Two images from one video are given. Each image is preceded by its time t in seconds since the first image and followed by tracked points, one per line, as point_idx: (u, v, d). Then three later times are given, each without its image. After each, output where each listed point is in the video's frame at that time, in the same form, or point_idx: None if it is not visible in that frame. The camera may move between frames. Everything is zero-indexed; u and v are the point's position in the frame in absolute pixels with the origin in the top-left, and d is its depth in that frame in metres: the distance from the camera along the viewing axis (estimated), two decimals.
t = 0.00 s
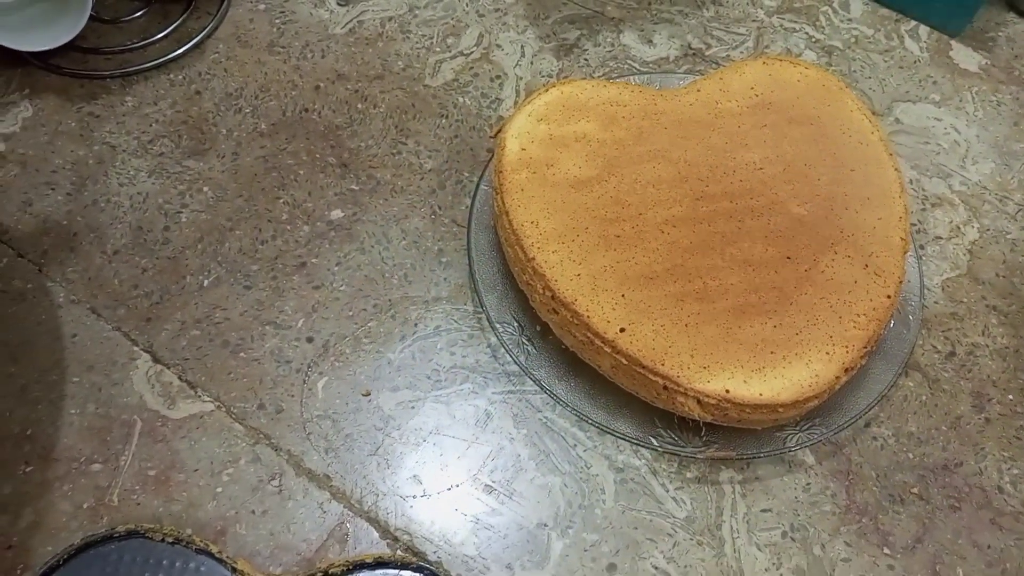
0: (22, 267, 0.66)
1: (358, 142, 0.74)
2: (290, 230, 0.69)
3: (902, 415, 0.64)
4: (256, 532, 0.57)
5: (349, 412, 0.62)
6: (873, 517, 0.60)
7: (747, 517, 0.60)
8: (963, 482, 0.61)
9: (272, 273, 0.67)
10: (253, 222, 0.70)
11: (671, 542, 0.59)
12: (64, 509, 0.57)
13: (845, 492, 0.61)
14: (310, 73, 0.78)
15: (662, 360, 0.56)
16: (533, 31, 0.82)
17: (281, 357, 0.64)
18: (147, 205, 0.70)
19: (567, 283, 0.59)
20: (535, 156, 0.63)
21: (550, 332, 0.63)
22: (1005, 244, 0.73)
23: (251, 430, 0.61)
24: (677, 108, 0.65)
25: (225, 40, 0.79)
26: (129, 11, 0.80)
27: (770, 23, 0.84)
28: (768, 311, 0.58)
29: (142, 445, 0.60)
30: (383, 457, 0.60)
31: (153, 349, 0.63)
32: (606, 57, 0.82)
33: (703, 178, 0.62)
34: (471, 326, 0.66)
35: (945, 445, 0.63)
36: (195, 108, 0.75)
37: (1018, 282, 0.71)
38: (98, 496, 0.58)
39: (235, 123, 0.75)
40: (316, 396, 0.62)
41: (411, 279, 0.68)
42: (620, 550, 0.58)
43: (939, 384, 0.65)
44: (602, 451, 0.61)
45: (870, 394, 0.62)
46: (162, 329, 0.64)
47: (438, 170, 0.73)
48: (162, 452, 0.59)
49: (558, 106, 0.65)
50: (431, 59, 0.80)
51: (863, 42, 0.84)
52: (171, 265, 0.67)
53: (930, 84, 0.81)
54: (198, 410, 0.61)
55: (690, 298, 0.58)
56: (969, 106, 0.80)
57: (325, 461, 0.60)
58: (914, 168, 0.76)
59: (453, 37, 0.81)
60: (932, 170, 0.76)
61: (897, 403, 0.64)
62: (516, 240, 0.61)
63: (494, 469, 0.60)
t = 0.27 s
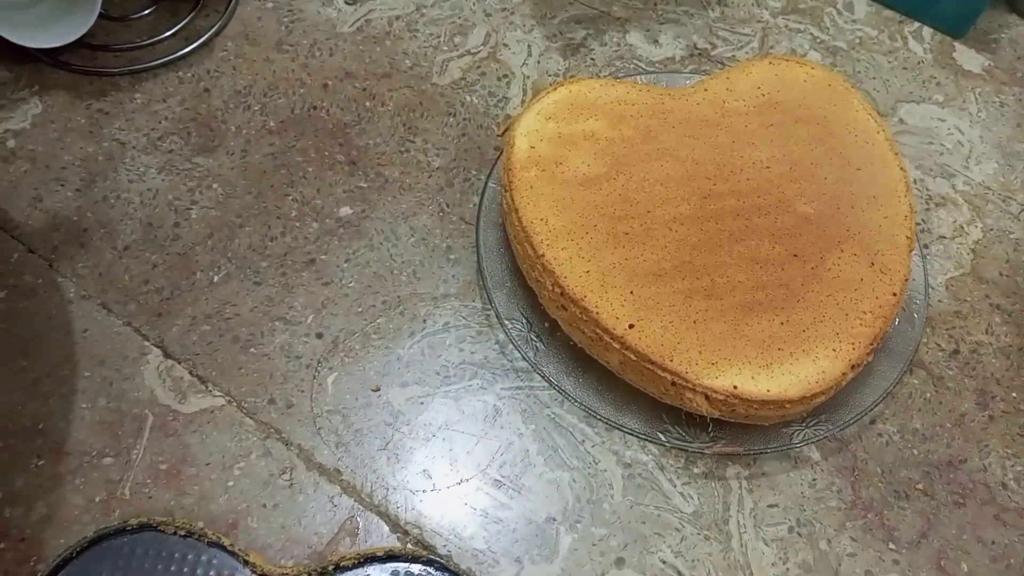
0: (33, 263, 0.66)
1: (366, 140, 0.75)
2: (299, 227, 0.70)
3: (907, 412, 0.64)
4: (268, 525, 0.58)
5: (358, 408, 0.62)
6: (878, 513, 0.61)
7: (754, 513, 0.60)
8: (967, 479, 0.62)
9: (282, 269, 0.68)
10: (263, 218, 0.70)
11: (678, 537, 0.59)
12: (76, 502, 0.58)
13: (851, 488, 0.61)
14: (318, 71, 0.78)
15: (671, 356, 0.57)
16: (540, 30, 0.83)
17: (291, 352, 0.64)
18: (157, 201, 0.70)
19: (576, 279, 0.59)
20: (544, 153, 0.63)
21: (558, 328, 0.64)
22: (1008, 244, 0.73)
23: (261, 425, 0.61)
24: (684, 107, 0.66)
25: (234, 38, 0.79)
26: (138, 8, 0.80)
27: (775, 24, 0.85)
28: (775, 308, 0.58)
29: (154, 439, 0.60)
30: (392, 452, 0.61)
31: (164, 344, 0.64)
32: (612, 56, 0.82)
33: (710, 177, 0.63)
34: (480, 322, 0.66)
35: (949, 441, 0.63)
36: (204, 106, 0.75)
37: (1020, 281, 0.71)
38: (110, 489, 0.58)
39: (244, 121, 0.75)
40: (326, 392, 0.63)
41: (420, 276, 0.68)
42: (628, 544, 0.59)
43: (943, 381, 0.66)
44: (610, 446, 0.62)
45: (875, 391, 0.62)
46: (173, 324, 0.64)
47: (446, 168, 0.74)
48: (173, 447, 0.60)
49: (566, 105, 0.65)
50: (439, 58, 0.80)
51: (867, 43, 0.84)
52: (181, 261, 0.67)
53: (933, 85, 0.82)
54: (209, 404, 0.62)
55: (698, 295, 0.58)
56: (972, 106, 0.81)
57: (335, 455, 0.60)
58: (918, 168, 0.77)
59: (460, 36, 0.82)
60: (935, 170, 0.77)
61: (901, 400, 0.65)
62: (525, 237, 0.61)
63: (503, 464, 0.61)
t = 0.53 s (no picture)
0: (42, 259, 0.67)
1: (373, 139, 0.75)
2: (306, 224, 0.70)
3: (908, 410, 0.65)
4: (276, 519, 0.59)
5: (365, 403, 0.63)
6: (879, 509, 0.61)
7: (757, 508, 0.61)
8: (967, 475, 0.63)
9: (289, 266, 0.68)
10: (270, 216, 0.71)
11: (682, 532, 0.60)
12: (85, 496, 0.58)
13: (852, 484, 0.62)
14: (325, 70, 0.79)
15: (676, 353, 0.58)
16: (545, 31, 0.83)
17: (298, 348, 0.65)
18: (164, 199, 0.71)
19: (582, 276, 0.60)
20: (550, 152, 0.64)
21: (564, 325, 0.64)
22: (1007, 244, 0.74)
23: (269, 420, 0.62)
24: (688, 107, 0.67)
25: (241, 37, 0.80)
26: (145, 6, 0.81)
27: (777, 26, 0.86)
28: (779, 305, 0.59)
29: (162, 433, 0.61)
30: (399, 447, 0.61)
31: (172, 340, 0.64)
32: (616, 57, 0.83)
33: (715, 176, 0.63)
34: (486, 319, 0.67)
35: (949, 439, 0.64)
36: (211, 104, 0.76)
37: (1019, 281, 0.72)
38: (119, 483, 0.59)
39: (251, 119, 0.76)
40: (333, 387, 0.63)
41: (426, 274, 0.69)
42: (632, 539, 0.59)
43: (943, 379, 0.66)
44: (615, 442, 0.63)
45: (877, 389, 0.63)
46: (181, 320, 0.65)
47: (451, 167, 0.75)
48: (182, 441, 0.60)
49: (572, 105, 0.66)
50: (444, 58, 0.81)
51: (868, 46, 0.85)
52: (189, 258, 0.68)
53: (933, 88, 0.83)
54: (217, 400, 0.62)
55: (702, 292, 0.59)
56: (972, 109, 0.82)
57: (342, 450, 0.61)
58: (918, 169, 0.78)
59: (465, 37, 0.82)
60: (936, 171, 0.78)
61: (902, 398, 0.65)
62: (531, 234, 0.62)
63: (508, 460, 0.61)
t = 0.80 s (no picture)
0: (45, 260, 0.67)
1: (374, 143, 0.76)
2: (308, 227, 0.71)
3: (902, 412, 0.66)
4: (278, 518, 0.59)
5: (366, 404, 0.64)
6: (873, 509, 0.62)
7: (753, 508, 0.62)
8: (959, 476, 0.64)
9: (291, 268, 0.69)
10: (272, 218, 0.71)
11: (679, 531, 0.61)
12: (89, 495, 0.59)
13: (847, 485, 0.63)
14: (326, 74, 0.80)
15: (674, 354, 0.59)
16: (544, 37, 0.84)
17: (300, 349, 0.65)
18: (167, 201, 0.71)
19: (582, 278, 0.60)
20: (550, 156, 0.65)
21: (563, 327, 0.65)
22: (999, 249, 0.75)
23: (271, 420, 0.62)
24: (686, 112, 0.67)
25: (243, 41, 0.81)
26: (148, 10, 0.81)
27: (773, 33, 0.87)
28: (775, 308, 0.60)
29: (165, 433, 0.61)
30: (400, 447, 0.62)
31: (175, 340, 0.65)
32: (614, 63, 0.84)
33: (712, 180, 0.64)
34: (486, 321, 0.68)
35: (943, 440, 0.65)
36: (214, 107, 0.77)
37: (1011, 285, 0.73)
38: (122, 482, 0.59)
39: (253, 123, 0.76)
40: (335, 388, 0.64)
41: (426, 276, 0.70)
42: (630, 538, 0.60)
43: (937, 382, 0.67)
44: (613, 443, 0.63)
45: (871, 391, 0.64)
46: (184, 321, 0.66)
47: (452, 170, 0.75)
48: (184, 441, 0.61)
49: (572, 110, 0.67)
50: (444, 63, 0.82)
51: (863, 53, 0.86)
52: (192, 259, 0.69)
53: (926, 95, 0.84)
54: (220, 400, 0.63)
55: (700, 295, 0.60)
56: (964, 116, 0.83)
57: (344, 450, 0.62)
58: (912, 175, 0.79)
59: (465, 42, 0.83)
60: (929, 177, 0.79)
61: (896, 400, 0.66)
62: (531, 237, 0.63)
63: (508, 460, 0.62)
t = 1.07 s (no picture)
0: (54, 258, 0.68)
1: (380, 143, 0.77)
2: (315, 226, 0.72)
3: (905, 412, 0.66)
4: (285, 515, 0.59)
5: (373, 402, 0.64)
6: (877, 508, 0.63)
7: (758, 507, 0.62)
8: (962, 476, 0.64)
9: (298, 267, 0.69)
10: (279, 217, 0.72)
11: (684, 529, 0.61)
12: (98, 491, 0.59)
13: (851, 484, 0.63)
14: (333, 75, 0.80)
15: (680, 353, 0.59)
16: (549, 39, 0.85)
17: (307, 348, 0.66)
18: (175, 200, 0.72)
19: (588, 278, 0.61)
20: (556, 157, 0.65)
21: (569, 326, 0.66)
22: (1001, 251, 0.76)
23: (279, 418, 0.63)
24: (691, 114, 0.68)
25: (250, 42, 0.81)
26: (156, 11, 0.82)
27: (776, 37, 0.88)
28: (780, 308, 0.60)
29: (173, 430, 0.62)
30: (406, 445, 0.62)
31: (183, 338, 0.65)
32: (619, 65, 0.84)
33: (717, 182, 0.65)
34: (492, 320, 0.68)
35: (945, 440, 0.65)
36: (221, 108, 0.77)
37: (1013, 287, 0.74)
38: (130, 479, 0.60)
39: (260, 123, 0.77)
40: (341, 386, 0.64)
41: (432, 276, 0.70)
42: (635, 536, 0.60)
43: (940, 382, 0.68)
44: (619, 442, 0.64)
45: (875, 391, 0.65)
46: (192, 319, 0.66)
47: (457, 171, 0.76)
48: (192, 438, 0.61)
49: (578, 111, 0.67)
50: (450, 64, 0.82)
51: (865, 57, 0.87)
52: (200, 257, 0.69)
53: (929, 98, 0.84)
54: (228, 397, 0.63)
55: (706, 295, 0.60)
56: (966, 119, 0.83)
57: (351, 448, 0.62)
58: (914, 177, 0.79)
59: (471, 44, 0.83)
60: (931, 180, 0.79)
61: (899, 400, 0.67)
62: (538, 237, 0.63)
63: (514, 458, 0.63)
